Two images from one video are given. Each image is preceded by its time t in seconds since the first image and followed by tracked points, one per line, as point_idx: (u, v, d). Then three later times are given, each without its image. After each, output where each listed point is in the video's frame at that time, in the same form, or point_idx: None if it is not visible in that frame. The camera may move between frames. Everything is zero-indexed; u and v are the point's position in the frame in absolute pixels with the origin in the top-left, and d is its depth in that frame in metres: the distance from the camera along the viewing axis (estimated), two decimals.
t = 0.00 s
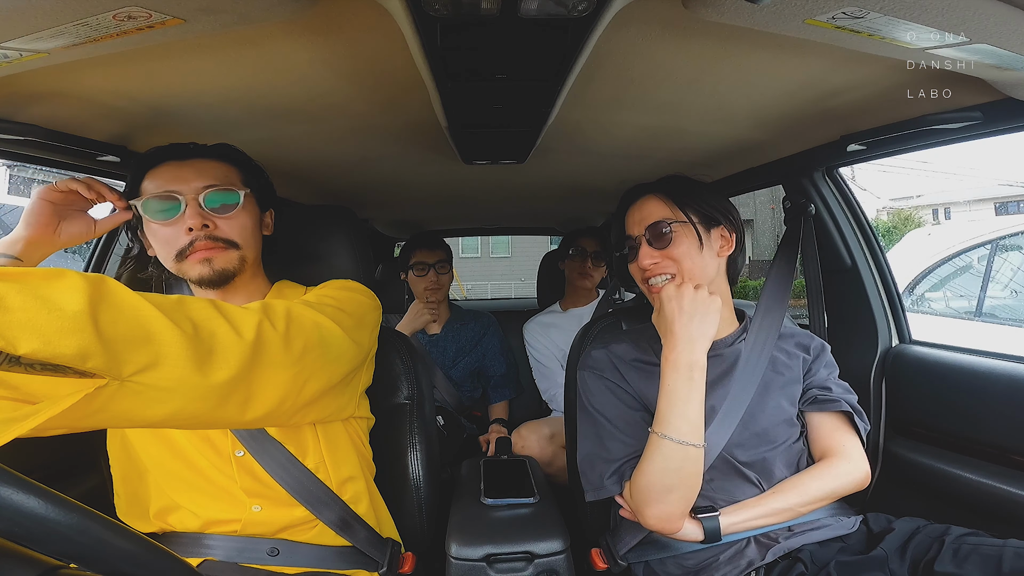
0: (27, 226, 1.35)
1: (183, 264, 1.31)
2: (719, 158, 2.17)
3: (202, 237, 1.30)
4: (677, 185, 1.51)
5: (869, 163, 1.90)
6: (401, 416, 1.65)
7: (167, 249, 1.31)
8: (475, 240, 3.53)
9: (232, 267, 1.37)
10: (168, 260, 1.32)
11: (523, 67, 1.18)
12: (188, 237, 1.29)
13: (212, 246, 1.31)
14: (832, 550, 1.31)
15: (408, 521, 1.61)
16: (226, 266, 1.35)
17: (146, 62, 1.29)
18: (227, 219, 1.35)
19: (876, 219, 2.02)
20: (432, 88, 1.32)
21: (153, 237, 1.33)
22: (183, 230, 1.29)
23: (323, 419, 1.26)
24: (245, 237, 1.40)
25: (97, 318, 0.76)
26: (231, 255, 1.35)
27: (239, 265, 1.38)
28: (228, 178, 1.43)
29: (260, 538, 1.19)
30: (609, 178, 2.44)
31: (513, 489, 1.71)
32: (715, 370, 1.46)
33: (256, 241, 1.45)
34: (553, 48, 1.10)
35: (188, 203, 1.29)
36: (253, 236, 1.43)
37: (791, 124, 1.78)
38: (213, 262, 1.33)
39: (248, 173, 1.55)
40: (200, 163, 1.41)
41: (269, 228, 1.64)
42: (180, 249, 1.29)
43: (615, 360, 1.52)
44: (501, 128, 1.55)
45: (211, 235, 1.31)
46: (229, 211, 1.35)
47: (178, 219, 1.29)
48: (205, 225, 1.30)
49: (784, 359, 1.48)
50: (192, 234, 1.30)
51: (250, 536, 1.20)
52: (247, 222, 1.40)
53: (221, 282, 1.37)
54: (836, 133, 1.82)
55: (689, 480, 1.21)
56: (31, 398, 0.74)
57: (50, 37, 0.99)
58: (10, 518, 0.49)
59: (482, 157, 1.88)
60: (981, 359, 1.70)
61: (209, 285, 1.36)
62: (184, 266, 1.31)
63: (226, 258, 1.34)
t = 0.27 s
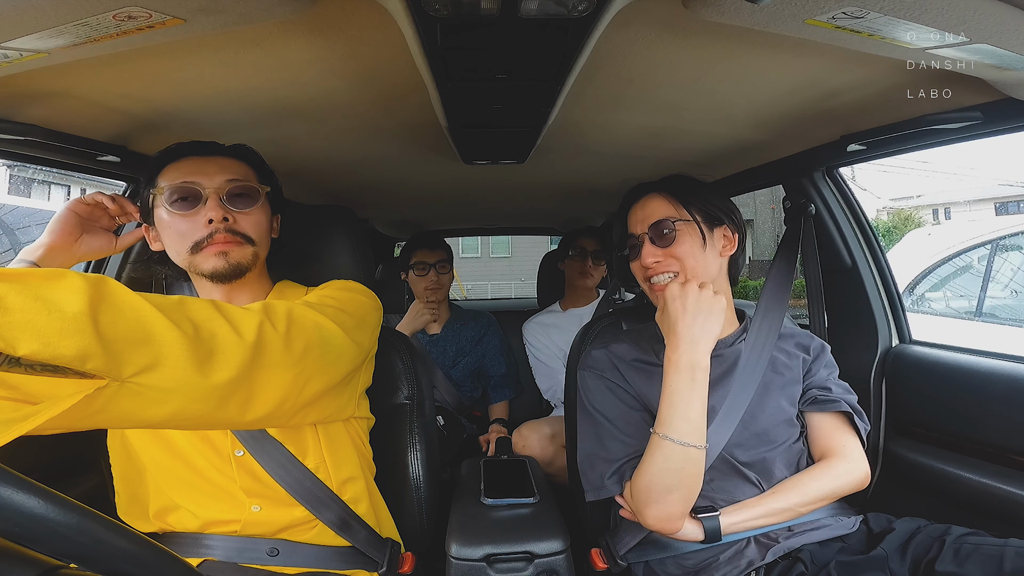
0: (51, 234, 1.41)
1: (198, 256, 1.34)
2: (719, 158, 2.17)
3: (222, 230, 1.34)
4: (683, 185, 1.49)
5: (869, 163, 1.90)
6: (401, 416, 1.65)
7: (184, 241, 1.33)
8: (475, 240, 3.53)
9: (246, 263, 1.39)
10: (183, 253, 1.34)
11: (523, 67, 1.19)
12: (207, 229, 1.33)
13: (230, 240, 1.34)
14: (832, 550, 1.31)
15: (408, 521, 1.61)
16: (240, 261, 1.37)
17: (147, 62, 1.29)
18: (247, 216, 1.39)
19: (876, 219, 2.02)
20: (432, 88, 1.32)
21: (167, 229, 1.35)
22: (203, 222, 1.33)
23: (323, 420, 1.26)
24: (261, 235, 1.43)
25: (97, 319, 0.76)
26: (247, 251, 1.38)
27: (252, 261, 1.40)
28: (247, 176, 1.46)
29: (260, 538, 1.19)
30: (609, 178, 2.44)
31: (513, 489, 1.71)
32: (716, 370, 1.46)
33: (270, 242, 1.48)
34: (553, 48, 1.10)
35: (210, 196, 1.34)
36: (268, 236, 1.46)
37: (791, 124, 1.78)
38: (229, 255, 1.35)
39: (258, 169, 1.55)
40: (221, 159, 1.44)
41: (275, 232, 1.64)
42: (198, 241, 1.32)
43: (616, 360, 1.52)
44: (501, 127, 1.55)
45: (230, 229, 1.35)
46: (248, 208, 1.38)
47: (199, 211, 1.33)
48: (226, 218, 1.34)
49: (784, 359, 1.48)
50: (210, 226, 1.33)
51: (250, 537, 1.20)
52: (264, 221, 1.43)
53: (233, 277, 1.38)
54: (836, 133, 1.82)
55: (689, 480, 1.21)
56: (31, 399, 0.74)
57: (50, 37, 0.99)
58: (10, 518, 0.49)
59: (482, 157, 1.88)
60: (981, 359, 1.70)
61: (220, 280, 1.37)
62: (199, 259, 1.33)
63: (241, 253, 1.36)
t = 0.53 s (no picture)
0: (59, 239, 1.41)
1: (199, 251, 1.34)
2: (719, 158, 2.17)
3: (224, 228, 1.34)
4: (684, 185, 1.50)
5: (869, 163, 1.90)
6: (401, 416, 1.65)
7: (186, 235, 1.34)
8: (475, 240, 3.53)
9: (247, 261, 1.38)
10: (184, 247, 1.35)
11: (523, 67, 1.19)
12: (210, 225, 1.33)
13: (231, 237, 1.34)
14: (831, 550, 1.31)
15: (408, 521, 1.61)
16: (239, 259, 1.36)
17: (147, 62, 1.29)
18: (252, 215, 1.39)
19: (876, 219, 2.02)
20: (432, 88, 1.32)
21: (173, 224, 1.36)
22: (206, 218, 1.33)
23: (323, 420, 1.26)
24: (264, 236, 1.43)
25: (98, 319, 0.76)
26: (248, 250, 1.37)
27: (252, 260, 1.39)
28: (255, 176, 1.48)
29: (259, 538, 1.19)
30: (609, 178, 2.44)
31: (513, 489, 1.71)
32: (716, 370, 1.46)
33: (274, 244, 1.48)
34: (553, 48, 1.10)
35: (216, 194, 1.34)
36: (272, 238, 1.46)
37: (792, 124, 1.78)
38: (228, 253, 1.34)
39: (263, 167, 1.55)
40: (234, 160, 1.47)
41: (281, 238, 1.64)
42: (200, 236, 1.32)
43: (616, 360, 1.52)
44: (501, 127, 1.55)
45: (232, 226, 1.35)
46: (253, 208, 1.39)
47: (203, 207, 1.34)
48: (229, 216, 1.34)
49: (783, 359, 1.48)
50: (214, 222, 1.33)
51: (250, 537, 1.20)
52: (268, 222, 1.43)
53: (232, 274, 1.37)
54: (836, 133, 1.82)
55: (688, 481, 1.21)
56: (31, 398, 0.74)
57: (49, 37, 0.99)
58: (10, 518, 0.49)
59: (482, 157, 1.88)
60: (981, 359, 1.70)
61: (218, 276, 1.37)
62: (199, 254, 1.33)
63: (241, 252, 1.36)
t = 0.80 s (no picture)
0: (63, 238, 1.42)
1: (192, 245, 1.34)
2: (719, 158, 2.17)
3: (218, 222, 1.34)
4: (678, 185, 1.52)
5: (869, 163, 1.89)
6: (402, 416, 1.65)
7: (182, 229, 1.35)
8: (475, 240, 3.53)
9: (240, 257, 1.37)
10: (179, 241, 1.36)
11: (523, 67, 1.18)
12: (204, 219, 1.33)
13: (224, 232, 1.34)
14: (831, 550, 1.31)
15: (408, 521, 1.61)
16: (231, 254, 1.35)
17: (147, 63, 1.29)
18: (248, 212, 1.40)
19: (876, 219, 2.02)
20: (432, 88, 1.32)
21: (172, 220, 1.37)
22: (201, 213, 1.34)
23: (323, 420, 1.26)
24: (261, 233, 1.42)
25: (99, 319, 0.76)
26: (241, 246, 1.37)
27: (245, 257, 1.38)
28: (260, 176, 1.49)
29: (260, 539, 1.19)
30: (609, 178, 2.44)
31: (513, 489, 1.71)
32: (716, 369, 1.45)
33: (272, 242, 1.47)
34: (553, 48, 1.10)
35: (213, 191, 1.35)
36: (269, 236, 1.45)
37: (792, 124, 1.78)
38: (220, 248, 1.34)
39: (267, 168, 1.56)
40: (237, 159, 1.48)
41: (286, 238, 1.64)
42: (194, 230, 1.33)
43: (615, 360, 1.52)
44: (501, 127, 1.55)
45: (226, 221, 1.35)
46: (249, 205, 1.39)
47: (199, 203, 1.34)
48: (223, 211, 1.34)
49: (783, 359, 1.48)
50: (209, 216, 1.33)
51: (250, 538, 1.19)
52: (265, 220, 1.43)
53: (224, 270, 1.36)
54: (836, 134, 1.82)
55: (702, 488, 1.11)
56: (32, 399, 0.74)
57: (50, 37, 0.99)
58: (10, 518, 0.49)
59: (482, 157, 1.88)
60: (981, 359, 1.70)
61: (211, 272, 1.36)
62: (193, 248, 1.34)
63: (234, 247, 1.35)
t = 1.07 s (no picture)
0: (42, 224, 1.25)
1: (183, 240, 1.34)
2: (719, 158, 2.17)
3: (209, 217, 1.35)
4: (680, 184, 1.52)
5: (869, 163, 1.89)
6: (402, 416, 1.65)
7: (175, 225, 1.36)
8: (475, 240, 3.52)
9: (230, 252, 1.37)
10: (172, 236, 1.37)
11: (523, 67, 1.18)
12: (196, 214, 1.34)
13: (214, 226, 1.34)
14: (831, 550, 1.31)
15: (408, 521, 1.61)
16: (221, 249, 1.34)
17: (147, 62, 1.29)
18: (240, 209, 1.41)
19: (876, 219, 2.02)
20: (431, 87, 1.32)
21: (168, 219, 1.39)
22: (193, 209, 1.35)
23: (322, 420, 1.26)
24: (253, 230, 1.42)
25: (98, 319, 0.76)
26: (232, 241, 1.36)
27: (236, 252, 1.38)
28: (258, 176, 1.50)
29: (260, 540, 1.19)
30: (609, 178, 2.44)
31: (513, 489, 1.71)
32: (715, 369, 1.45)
33: (266, 241, 1.47)
34: (553, 47, 1.10)
35: (207, 188, 1.37)
36: (262, 234, 1.45)
37: (792, 124, 1.78)
38: (211, 242, 1.33)
39: (268, 169, 1.57)
40: (234, 159, 1.49)
41: (285, 239, 1.62)
42: (186, 225, 1.34)
43: (614, 360, 1.52)
44: (501, 127, 1.55)
45: (217, 216, 1.35)
46: (242, 203, 1.41)
47: (192, 200, 1.36)
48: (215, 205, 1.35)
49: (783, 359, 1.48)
50: (200, 212, 1.34)
51: (250, 538, 1.19)
52: (258, 217, 1.44)
53: (214, 265, 1.36)
54: (836, 134, 1.82)
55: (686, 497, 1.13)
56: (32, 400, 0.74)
57: (49, 37, 0.99)
58: (10, 519, 0.49)
59: (482, 157, 1.88)
60: (981, 359, 1.70)
61: (202, 267, 1.36)
62: (183, 242, 1.34)
63: (224, 241, 1.35)
